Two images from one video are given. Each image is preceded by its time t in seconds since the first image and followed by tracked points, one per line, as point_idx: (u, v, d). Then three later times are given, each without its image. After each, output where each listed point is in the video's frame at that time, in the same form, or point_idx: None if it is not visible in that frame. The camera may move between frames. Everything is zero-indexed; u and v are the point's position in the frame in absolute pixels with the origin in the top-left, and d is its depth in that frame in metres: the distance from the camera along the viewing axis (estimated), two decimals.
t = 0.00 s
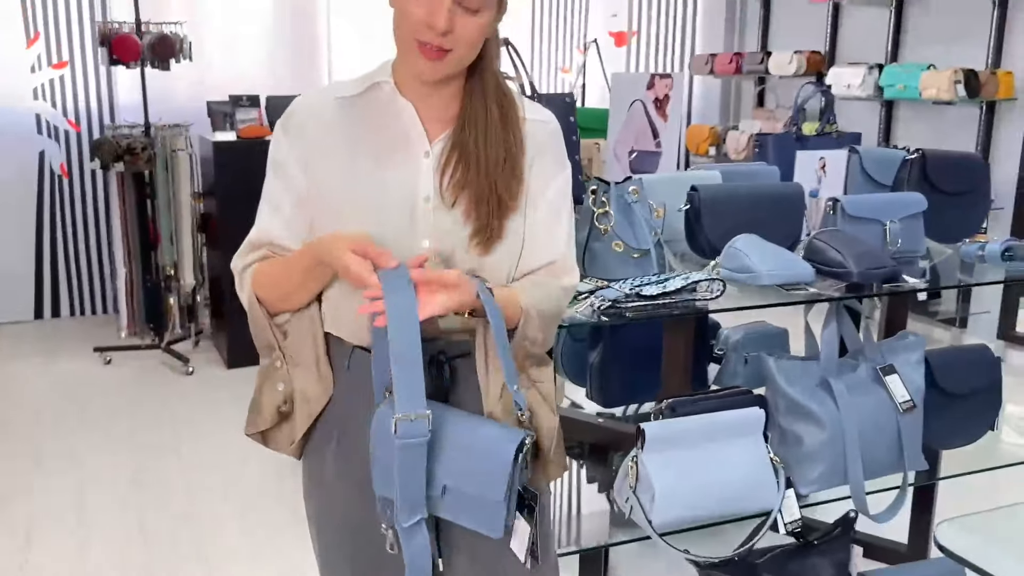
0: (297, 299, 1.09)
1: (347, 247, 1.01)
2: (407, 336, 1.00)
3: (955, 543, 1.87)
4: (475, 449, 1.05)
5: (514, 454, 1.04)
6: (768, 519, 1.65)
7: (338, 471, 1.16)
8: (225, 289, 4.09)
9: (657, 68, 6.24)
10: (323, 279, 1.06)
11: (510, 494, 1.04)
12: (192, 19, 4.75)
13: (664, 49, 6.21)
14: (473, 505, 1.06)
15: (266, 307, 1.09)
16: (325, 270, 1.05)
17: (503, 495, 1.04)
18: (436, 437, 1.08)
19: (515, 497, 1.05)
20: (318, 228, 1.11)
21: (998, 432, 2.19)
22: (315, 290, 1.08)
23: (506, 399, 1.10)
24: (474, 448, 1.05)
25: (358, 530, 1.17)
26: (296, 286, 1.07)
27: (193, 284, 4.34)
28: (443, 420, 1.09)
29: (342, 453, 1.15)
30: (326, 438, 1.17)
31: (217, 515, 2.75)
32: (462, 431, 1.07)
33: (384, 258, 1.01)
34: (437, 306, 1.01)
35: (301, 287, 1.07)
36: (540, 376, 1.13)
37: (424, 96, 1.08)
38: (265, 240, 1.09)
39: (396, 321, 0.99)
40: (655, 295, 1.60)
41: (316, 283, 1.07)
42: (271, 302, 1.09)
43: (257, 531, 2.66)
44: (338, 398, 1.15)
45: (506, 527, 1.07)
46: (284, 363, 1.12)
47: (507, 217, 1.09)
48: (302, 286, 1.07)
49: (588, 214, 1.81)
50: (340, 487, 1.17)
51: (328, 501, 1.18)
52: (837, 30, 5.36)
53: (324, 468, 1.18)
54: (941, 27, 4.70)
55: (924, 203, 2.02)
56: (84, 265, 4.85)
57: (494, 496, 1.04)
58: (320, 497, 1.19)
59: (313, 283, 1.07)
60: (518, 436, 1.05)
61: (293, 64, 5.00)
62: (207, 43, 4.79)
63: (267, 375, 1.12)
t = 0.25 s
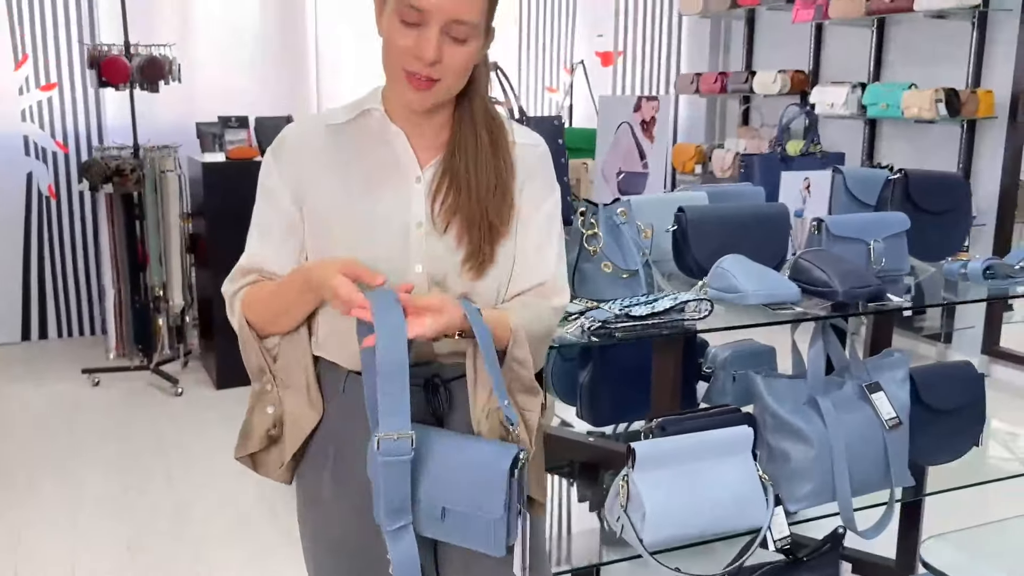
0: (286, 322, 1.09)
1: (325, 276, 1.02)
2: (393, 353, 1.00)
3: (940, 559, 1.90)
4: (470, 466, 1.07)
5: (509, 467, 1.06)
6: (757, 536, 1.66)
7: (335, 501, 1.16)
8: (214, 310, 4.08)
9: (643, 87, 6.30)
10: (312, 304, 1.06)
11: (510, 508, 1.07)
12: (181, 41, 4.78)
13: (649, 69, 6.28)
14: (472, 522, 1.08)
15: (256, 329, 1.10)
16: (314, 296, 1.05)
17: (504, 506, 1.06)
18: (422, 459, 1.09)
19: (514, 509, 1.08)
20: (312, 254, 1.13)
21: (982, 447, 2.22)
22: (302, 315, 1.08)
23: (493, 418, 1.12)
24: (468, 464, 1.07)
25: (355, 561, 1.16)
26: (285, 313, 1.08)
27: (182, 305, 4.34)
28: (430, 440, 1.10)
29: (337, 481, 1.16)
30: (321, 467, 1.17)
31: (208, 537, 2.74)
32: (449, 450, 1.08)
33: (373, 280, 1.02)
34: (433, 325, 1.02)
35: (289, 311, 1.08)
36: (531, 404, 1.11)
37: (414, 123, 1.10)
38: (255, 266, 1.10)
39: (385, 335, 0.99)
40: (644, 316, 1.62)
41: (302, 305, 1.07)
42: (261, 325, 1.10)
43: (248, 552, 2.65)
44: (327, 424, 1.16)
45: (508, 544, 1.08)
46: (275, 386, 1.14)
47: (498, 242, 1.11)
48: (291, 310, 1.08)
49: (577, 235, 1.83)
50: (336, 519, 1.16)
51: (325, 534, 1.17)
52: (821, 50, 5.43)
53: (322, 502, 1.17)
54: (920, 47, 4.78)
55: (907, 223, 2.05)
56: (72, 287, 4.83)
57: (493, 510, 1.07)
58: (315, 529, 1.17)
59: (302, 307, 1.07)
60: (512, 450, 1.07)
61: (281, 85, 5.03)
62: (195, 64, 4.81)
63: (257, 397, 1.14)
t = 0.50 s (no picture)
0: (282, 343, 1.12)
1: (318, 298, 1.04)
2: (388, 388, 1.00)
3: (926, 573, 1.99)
4: (458, 502, 1.08)
5: (497, 508, 1.07)
6: (746, 550, 1.68)
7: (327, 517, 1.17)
8: (204, 328, 4.08)
9: (630, 105, 6.36)
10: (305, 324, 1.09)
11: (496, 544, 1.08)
12: (171, 62, 4.80)
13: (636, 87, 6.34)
14: (459, 555, 1.09)
15: (254, 350, 1.13)
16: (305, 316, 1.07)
17: (489, 545, 1.07)
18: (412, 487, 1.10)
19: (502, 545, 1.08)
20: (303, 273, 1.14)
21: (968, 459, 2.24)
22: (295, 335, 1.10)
23: (485, 440, 1.12)
24: (457, 497, 1.08)
25: None
26: (277, 336, 1.10)
27: (172, 324, 4.33)
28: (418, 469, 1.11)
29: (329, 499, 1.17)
30: (312, 483, 1.18)
31: (198, 557, 2.73)
32: (438, 480, 1.10)
33: (352, 305, 1.02)
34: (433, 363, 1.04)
35: (283, 333, 1.10)
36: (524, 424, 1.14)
37: (401, 143, 1.12)
38: (249, 289, 1.12)
39: (379, 389, 1.00)
40: (632, 332, 1.64)
41: (294, 326, 1.09)
42: (257, 346, 1.12)
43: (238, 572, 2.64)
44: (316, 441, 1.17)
45: None
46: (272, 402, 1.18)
47: (486, 256, 1.13)
48: (283, 332, 1.10)
49: (566, 253, 1.85)
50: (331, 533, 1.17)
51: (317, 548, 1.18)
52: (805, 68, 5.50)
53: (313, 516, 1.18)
54: (903, 65, 4.86)
55: (890, 240, 2.07)
56: (61, 306, 4.82)
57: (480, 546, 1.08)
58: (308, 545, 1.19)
59: (294, 327, 1.09)
60: (502, 483, 1.08)
61: (271, 104, 5.06)
62: (185, 84, 4.83)
63: (256, 410, 1.18)
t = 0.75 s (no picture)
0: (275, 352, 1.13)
1: (316, 297, 1.04)
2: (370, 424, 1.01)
3: None
4: (445, 533, 1.09)
5: (484, 538, 1.07)
6: (734, 559, 1.69)
7: (315, 530, 1.17)
8: (197, 341, 4.08)
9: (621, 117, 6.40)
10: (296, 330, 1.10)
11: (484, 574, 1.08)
12: (163, 75, 4.81)
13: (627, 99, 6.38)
14: None
15: (247, 362, 1.15)
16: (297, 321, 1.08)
17: None
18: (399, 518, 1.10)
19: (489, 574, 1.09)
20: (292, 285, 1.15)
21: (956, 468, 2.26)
22: (287, 343, 1.11)
23: (470, 458, 1.12)
24: (444, 526, 1.09)
25: None
26: (268, 347, 1.12)
27: (165, 337, 4.33)
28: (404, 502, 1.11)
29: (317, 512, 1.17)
30: (300, 497, 1.18)
31: (191, 569, 2.73)
32: (424, 510, 1.10)
33: (354, 303, 1.03)
34: (422, 396, 1.06)
35: (274, 342, 1.11)
36: (507, 443, 1.15)
37: (385, 156, 1.14)
38: (241, 304, 1.13)
39: (367, 412, 1.01)
40: (620, 343, 1.66)
41: (286, 332, 1.10)
42: (251, 359, 1.14)
43: None
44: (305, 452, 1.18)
45: None
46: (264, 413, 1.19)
47: (471, 266, 1.14)
48: (274, 340, 1.11)
49: (555, 265, 1.86)
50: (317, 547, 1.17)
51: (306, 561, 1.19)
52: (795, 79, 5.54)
53: (300, 528, 1.19)
54: (890, 76, 4.90)
55: (877, 250, 2.10)
56: (53, 319, 4.81)
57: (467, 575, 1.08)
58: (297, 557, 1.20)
59: (285, 334, 1.10)
60: (488, 513, 1.09)
61: (264, 117, 5.07)
62: (178, 97, 4.84)
63: (248, 421, 1.20)
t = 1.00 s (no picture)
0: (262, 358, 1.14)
1: (299, 280, 1.07)
2: (371, 438, 1.03)
3: None
4: (439, 558, 1.09)
5: (476, 559, 1.09)
6: (721, 566, 1.71)
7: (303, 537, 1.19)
8: (191, 352, 4.10)
9: (614, 128, 6.45)
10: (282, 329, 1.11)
11: None
12: (159, 88, 4.84)
13: (619, 112, 6.43)
14: None
15: (233, 373, 1.15)
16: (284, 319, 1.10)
17: None
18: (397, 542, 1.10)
19: None
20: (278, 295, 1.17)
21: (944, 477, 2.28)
22: (273, 347, 1.13)
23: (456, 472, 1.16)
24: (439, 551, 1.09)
25: None
26: (255, 353, 1.13)
27: (160, 348, 4.34)
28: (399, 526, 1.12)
29: (306, 519, 1.19)
30: (291, 506, 1.20)
31: None
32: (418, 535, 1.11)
33: (340, 284, 1.05)
34: (417, 425, 1.08)
35: (261, 346, 1.12)
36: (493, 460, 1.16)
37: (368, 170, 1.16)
38: (224, 316, 1.16)
39: (363, 433, 1.03)
40: (606, 353, 1.69)
41: (275, 333, 1.11)
42: (237, 371, 1.15)
43: None
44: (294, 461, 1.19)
45: None
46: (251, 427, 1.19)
47: (453, 275, 1.16)
48: (261, 343, 1.12)
49: (542, 275, 1.89)
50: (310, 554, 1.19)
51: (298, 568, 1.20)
52: (787, 89, 5.58)
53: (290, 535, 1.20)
54: (880, 88, 4.94)
55: (863, 259, 2.13)
56: (49, 331, 4.83)
57: None
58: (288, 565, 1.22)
59: (272, 338, 1.12)
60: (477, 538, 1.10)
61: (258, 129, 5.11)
62: (172, 109, 4.87)
63: (235, 435, 1.19)
